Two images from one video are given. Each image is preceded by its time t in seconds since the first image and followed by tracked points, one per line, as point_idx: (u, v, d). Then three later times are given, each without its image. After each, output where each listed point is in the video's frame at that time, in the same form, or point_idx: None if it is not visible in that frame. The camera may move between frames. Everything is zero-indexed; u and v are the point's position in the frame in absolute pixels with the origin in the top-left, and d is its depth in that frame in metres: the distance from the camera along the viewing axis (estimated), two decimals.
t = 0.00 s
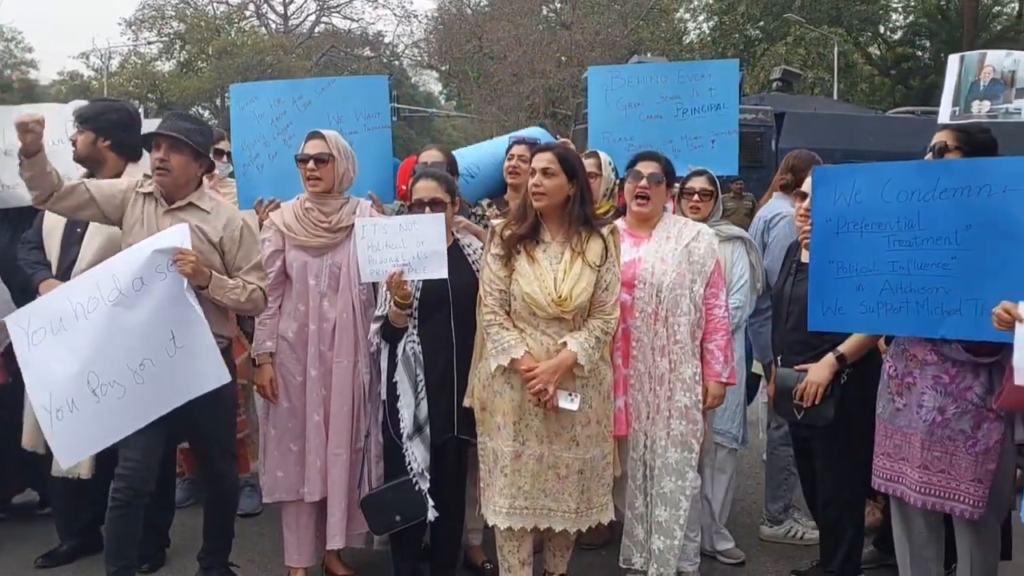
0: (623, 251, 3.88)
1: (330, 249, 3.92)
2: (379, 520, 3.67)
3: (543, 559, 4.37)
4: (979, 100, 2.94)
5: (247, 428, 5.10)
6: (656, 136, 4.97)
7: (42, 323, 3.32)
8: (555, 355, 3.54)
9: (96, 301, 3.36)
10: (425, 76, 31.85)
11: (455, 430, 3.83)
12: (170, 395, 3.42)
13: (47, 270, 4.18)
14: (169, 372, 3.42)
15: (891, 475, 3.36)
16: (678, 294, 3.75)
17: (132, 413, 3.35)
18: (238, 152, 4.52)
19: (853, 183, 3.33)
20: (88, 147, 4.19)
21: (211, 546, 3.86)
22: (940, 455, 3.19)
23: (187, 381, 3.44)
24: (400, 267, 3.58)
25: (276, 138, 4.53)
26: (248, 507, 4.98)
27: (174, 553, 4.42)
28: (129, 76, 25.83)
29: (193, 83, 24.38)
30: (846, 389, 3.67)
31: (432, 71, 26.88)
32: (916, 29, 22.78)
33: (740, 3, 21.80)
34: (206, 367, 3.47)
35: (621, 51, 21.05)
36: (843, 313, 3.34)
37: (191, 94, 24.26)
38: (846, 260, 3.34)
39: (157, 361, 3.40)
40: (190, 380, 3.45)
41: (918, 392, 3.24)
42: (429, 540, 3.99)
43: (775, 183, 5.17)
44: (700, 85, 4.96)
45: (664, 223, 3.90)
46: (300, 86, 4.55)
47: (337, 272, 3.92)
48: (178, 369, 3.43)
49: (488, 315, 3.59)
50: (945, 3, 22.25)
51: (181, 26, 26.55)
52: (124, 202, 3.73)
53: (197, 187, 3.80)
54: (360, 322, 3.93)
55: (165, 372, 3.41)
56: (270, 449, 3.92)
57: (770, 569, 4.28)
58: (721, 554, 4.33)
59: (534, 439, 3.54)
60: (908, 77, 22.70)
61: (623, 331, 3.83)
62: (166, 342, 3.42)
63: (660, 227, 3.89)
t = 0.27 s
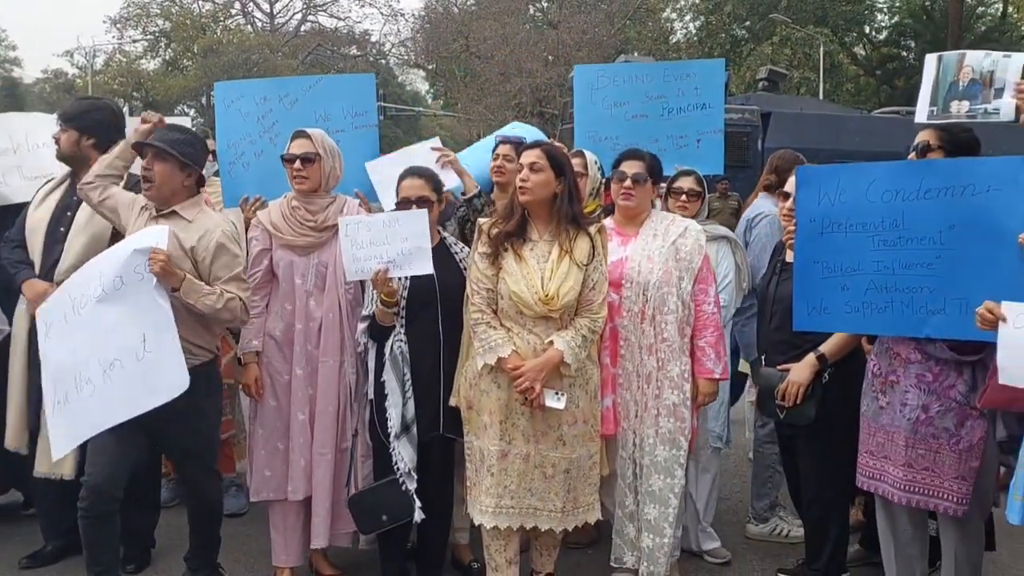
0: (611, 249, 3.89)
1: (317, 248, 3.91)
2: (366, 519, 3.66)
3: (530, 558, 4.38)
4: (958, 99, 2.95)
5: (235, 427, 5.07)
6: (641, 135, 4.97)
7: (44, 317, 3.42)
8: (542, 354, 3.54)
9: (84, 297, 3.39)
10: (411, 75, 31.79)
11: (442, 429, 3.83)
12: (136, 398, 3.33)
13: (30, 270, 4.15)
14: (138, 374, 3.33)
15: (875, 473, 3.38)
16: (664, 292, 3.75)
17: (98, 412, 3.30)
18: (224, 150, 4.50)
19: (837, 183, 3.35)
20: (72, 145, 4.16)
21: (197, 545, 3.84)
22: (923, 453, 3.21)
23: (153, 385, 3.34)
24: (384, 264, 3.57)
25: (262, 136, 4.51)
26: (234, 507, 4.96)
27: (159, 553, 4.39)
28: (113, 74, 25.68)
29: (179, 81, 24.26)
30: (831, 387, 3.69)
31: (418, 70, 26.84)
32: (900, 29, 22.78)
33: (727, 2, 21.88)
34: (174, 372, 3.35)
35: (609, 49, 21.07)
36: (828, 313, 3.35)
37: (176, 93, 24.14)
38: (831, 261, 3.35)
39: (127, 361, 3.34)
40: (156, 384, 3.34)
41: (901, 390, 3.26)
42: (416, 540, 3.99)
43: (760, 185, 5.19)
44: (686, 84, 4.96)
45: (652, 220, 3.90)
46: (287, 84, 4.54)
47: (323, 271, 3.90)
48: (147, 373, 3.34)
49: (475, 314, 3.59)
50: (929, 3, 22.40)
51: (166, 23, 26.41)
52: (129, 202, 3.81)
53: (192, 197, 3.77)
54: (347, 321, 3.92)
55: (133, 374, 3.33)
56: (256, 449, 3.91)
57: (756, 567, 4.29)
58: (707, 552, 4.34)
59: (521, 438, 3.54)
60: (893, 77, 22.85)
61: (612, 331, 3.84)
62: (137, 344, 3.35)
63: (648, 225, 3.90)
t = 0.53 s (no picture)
0: (613, 247, 3.90)
1: (311, 248, 3.89)
2: (360, 519, 3.64)
3: (522, 558, 4.37)
4: (948, 103, 2.95)
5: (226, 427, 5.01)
6: (633, 135, 4.96)
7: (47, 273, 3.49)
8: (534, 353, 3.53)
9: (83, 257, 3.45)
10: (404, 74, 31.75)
11: (434, 428, 3.82)
12: (113, 364, 3.35)
13: (21, 269, 4.13)
14: (119, 341, 3.36)
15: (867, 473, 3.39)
16: (664, 292, 3.75)
17: (71, 372, 3.29)
18: (216, 151, 4.50)
19: (827, 185, 3.36)
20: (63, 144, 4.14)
21: (192, 547, 3.83)
22: (915, 453, 3.22)
23: (128, 356, 3.35)
24: (378, 262, 3.56)
25: (255, 136, 4.50)
26: (226, 507, 4.95)
27: (150, 554, 4.38)
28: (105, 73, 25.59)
29: (171, 80, 24.24)
30: (822, 387, 3.71)
31: (411, 70, 26.81)
32: (892, 31, 23.04)
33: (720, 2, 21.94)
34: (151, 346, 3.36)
35: (603, 49, 21.09)
36: (819, 314, 3.36)
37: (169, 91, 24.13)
38: (821, 262, 3.36)
39: (108, 328, 3.36)
40: (132, 356, 3.35)
41: (893, 391, 3.27)
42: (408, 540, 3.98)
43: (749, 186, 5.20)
44: (677, 84, 4.94)
45: (655, 220, 3.90)
46: (279, 84, 4.53)
47: (316, 271, 3.89)
48: (128, 342, 3.37)
49: (468, 314, 3.59)
50: (921, 4, 22.49)
51: (158, 22, 26.33)
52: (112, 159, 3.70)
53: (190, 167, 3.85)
54: (340, 321, 3.91)
55: (111, 340, 3.35)
56: (248, 448, 3.90)
57: (747, 567, 4.30)
58: (699, 552, 4.35)
59: (513, 438, 3.54)
60: (885, 77, 22.95)
61: (609, 331, 3.85)
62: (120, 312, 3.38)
63: (650, 224, 3.90)
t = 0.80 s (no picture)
0: (623, 246, 3.90)
1: (309, 248, 3.89)
2: (355, 518, 3.65)
3: (518, 556, 4.38)
4: (941, 106, 2.95)
5: (222, 426, 5.00)
6: (627, 135, 4.92)
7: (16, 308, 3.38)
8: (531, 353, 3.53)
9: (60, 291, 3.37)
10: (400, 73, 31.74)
11: (430, 428, 3.82)
12: (112, 395, 3.33)
13: (15, 268, 4.12)
14: (117, 372, 3.34)
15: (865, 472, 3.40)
16: (671, 293, 3.75)
17: (70, 407, 3.26)
18: (210, 152, 4.49)
19: (822, 186, 3.37)
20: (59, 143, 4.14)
21: (180, 555, 3.88)
22: (913, 453, 3.23)
23: (130, 383, 3.36)
24: (376, 262, 3.55)
25: (250, 137, 4.50)
26: (221, 506, 4.95)
27: (145, 553, 4.38)
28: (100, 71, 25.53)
29: (167, 79, 24.22)
30: (818, 386, 3.71)
31: (407, 69, 26.80)
32: (888, 30, 22.91)
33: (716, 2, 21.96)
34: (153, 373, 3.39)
35: (598, 48, 21.10)
36: (814, 315, 3.37)
37: (164, 90, 24.12)
38: (817, 264, 3.37)
39: (103, 359, 3.32)
40: (134, 383, 3.37)
41: (889, 390, 3.28)
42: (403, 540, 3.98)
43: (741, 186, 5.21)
44: (671, 83, 4.89)
45: (666, 220, 3.90)
46: (274, 84, 4.52)
47: (314, 270, 3.89)
48: (125, 371, 3.35)
49: (465, 313, 3.59)
50: (916, 4, 22.54)
51: (154, 20, 26.28)
52: (86, 185, 3.58)
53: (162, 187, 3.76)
54: (336, 320, 3.91)
55: (110, 372, 3.33)
56: (244, 448, 3.90)
57: (742, 566, 4.31)
58: (694, 551, 4.36)
59: (509, 438, 3.54)
60: (880, 77, 22.99)
61: (615, 331, 3.84)
62: (115, 342, 3.35)
63: (660, 224, 3.90)
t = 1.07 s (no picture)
0: (630, 249, 3.87)
1: (306, 246, 3.89)
2: (350, 516, 3.64)
3: (514, 556, 4.38)
4: (935, 106, 2.95)
5: (218, 426, 4.98)
6: (622, 134, 4.89)
7: None
8: (527, 353, 3.53)
9: (43, 291, 3.32)
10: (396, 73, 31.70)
11: (427, 428, 3.81)
12: (105, 395, 3.34)
13: (10, 267, 4.12)
14: (109, 369, 3.36)
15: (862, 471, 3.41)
16: (677, 298, 3.70)
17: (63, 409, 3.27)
18: (205, 151, 4.47)
19: (816, 186, 3.37)
20: (55, 142, 4.14)
21: (179, 551, 3.87)
22: (909, 452, 3.23)
23: (123, 382, 3.39)
24: (376, 257, 3.54)
25: (245, 136, 4.49)
26: (217, 505, 4.94)
27: (141, 553, 4.37)
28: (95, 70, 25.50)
29: (163, 78, 24.21)
30: (813, 385, 3.72)
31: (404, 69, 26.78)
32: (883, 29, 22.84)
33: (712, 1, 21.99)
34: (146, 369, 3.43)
35: (595, 47, 21.10)
36: (806, 315, 3.37)
37: (160, 90, 24.11)
38: (810, 263, 3.37)
39: (94, 359, 3.33)
40: (127, 382, 3.39)
41: (886, 390, 3.29)
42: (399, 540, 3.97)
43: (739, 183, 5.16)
44: (664, 82, 4.88)
45: (674, 224, 3.87)
46: (269, 84, 4.52)
47: (311, 269, 3.89)
48: (117, 368, 3.38)
49: (462, 311, 3.59)
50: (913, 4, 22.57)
51: (150, 20, 26.24)
52: (59, 184, 3.51)
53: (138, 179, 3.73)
54: (334, 319, 3.90)
55: (101, 372, 3.34)
56: (239, 447, 3.90)
57: (738, 565, 4.32)
58: (690, 550, 4.37)
59: (506, 437, 3.54)
60: (877, 77, 23.00)
61: (620, 332, 3.81)
62: (105, 341, 3.36)
63: (668, 227, 3.86)
